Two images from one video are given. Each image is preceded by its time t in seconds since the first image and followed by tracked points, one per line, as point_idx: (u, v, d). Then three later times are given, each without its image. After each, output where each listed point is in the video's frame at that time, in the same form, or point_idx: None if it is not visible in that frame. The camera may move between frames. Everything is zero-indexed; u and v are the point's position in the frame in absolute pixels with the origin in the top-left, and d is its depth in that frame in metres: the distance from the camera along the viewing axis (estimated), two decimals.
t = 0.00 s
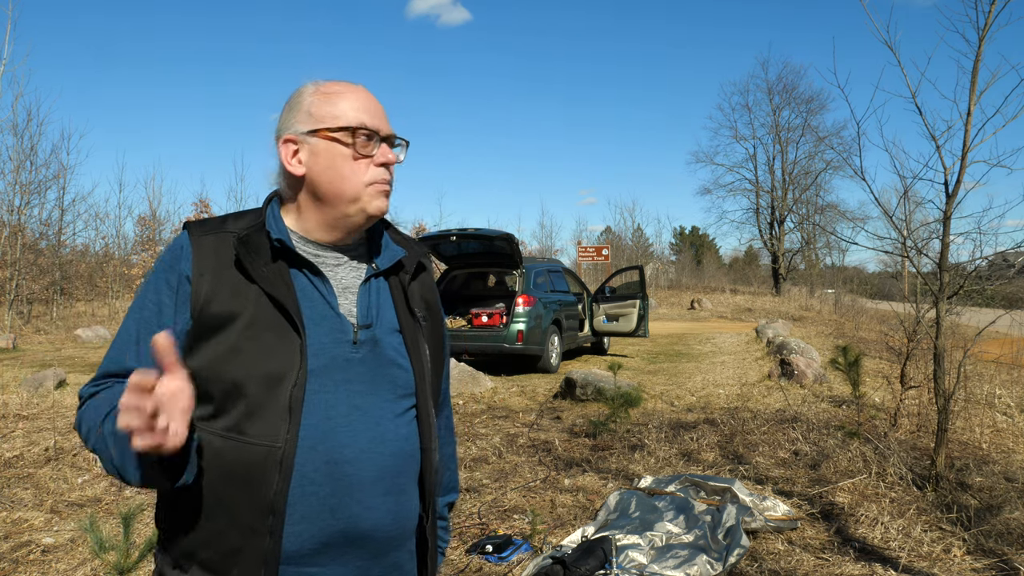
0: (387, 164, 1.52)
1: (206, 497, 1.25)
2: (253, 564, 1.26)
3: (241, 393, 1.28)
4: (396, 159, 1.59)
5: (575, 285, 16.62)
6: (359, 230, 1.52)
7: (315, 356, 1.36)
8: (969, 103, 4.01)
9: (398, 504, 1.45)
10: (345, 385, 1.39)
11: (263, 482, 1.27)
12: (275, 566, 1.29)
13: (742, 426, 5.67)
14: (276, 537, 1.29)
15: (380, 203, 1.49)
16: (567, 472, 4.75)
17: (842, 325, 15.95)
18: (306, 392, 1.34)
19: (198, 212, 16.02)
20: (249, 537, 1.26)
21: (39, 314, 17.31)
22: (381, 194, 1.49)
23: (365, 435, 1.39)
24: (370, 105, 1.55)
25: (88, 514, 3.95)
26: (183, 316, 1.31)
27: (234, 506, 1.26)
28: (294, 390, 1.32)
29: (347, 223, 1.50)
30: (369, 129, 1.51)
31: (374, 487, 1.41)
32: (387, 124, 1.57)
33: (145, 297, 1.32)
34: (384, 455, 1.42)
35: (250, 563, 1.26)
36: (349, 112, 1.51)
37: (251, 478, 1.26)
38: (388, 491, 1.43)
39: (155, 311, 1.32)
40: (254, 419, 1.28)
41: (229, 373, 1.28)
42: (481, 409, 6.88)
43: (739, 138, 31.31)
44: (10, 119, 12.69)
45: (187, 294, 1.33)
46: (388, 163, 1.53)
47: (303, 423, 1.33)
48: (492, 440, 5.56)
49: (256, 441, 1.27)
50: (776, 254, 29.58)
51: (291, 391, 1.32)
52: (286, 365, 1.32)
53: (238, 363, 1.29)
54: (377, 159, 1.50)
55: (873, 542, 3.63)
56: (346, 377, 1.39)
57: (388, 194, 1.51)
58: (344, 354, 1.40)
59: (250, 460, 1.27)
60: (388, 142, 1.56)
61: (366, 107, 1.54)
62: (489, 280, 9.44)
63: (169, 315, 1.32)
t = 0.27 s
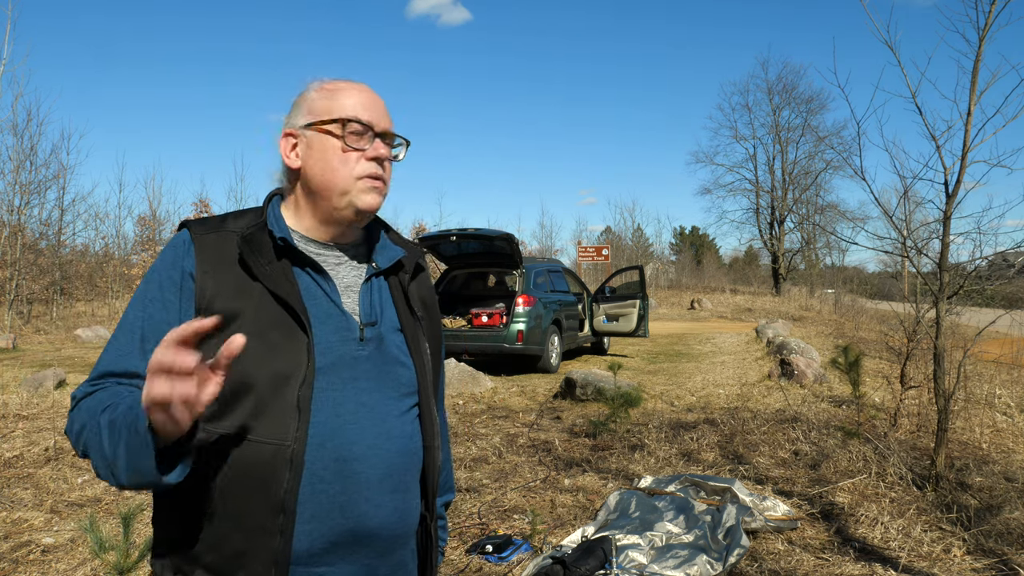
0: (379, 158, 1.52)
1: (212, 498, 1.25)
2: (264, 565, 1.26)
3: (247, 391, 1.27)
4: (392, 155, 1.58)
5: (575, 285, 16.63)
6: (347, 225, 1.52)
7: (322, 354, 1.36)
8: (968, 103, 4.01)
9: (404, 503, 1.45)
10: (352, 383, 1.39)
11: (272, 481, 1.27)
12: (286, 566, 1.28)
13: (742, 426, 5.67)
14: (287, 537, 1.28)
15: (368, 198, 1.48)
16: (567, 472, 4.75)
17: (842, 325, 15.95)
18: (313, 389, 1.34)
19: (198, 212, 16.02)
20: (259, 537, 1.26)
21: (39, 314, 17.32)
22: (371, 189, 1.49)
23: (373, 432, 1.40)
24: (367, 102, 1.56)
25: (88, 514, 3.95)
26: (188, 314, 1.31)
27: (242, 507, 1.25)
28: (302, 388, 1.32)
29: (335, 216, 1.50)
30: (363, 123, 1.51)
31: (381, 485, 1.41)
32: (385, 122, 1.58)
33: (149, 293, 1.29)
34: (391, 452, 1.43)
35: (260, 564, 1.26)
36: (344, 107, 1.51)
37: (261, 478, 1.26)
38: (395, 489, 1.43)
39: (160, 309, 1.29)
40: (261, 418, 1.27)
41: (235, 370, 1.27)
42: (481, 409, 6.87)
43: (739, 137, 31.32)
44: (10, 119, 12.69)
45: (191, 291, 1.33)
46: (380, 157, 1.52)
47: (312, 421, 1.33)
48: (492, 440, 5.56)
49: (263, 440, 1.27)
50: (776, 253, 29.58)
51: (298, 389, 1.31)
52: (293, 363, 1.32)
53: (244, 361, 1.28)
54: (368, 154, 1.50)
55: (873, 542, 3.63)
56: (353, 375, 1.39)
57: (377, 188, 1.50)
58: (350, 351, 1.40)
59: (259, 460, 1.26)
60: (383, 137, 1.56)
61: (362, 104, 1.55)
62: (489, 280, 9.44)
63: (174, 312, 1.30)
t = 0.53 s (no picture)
0: (340, 150, 1.50)
1: (210, 494, 1.25)
2: (259, 560, 1.27)
3: (247, 386, 1.28)
4: (370, 152, 1.54)
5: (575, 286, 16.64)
6: (319, 221, 1.51)
7: (322, 350, 1.37)
8: (968, 103, 4.02)
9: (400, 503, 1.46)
10: (352, 381, 1.39)
11: (269, 476, 1.28)
12: (281, 563, 1.29)
13: (742, 426, 5.68)
14: (282, 533, 1.29)
15: (323, 189, 1.45)
16: (567, 472, 4.76)
17: (842, 325, 15.95)
18: (313, 385, 1.35)
19: (198, 212, 16.02)
20: (255, 531, 1.27)
21: (39, 314, 17.32)
22: (327, 180, 1.46)
23: (372, 430, 1.40)
24: (349, 100, 1.57)
25: (88, 514, 3.95)
26: (190, 309, 1.30)
27: (239, 502, 1.26)
28: (300, 384, 1.33)
29: (306, 212, 1.50)
30: (332, 119, 1.54)
31: (378, 484, 1.41)
32: (366, 118, 1.56)
33: (153, 290, 1.27)
34: (388, 451, 1.43)
35: (256, 560, 1.27)
36: (329, 107, 1.55)
37: (259, 472, 1.27)
38: (391, 489, 1.44)
39: (164, 303, 1.27)
40: (260, 413, 1.28)
41: (236, 365, 1.28)
42: (481, 409, 6.88)
43: (739, 137, 31.32)
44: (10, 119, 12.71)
45: (193, 286, 1.31)
46: (342, 151, 1.50)
47: (310, 416, 1.34)
48: (492, 440, 5.56)
49: (261, 434, 1.28)
50: (776, 253, 29.59)
51: (297, 385, 1.32)
52: (292, 359, 1.33)
53: (244, 356, 1.29)
54: (332, 147, 1.49)
55: (873, 542, 3.64)
56: (353, 373, 1.40)
57: (333, 178, 1.46)
58: (350, 348, 1.41)
59: (257, 455, 1.27)
60: (357, 132, 1.54)
61: (348, 104, 1.57)
62: (489, 280, 9.45)
63: (178, 309, 1.28)
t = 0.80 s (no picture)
0: (339, 148, 1.50)
1: (203, 492, 1.25)
2: (249, 560, 1.27)
3: (242, 386, 1.28)
4: (369, 148, 1.54)
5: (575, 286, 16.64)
6: (319, 219, 1.51)
7: (318, 352, 1.36)
8: (969, 103, 4.02)
9: (394, 507, 1.45)
10: (348, 384, 1.39)
11: (261, 477, 1.27)
12: (270, 564, 1.29)
13: (742, 426, 5.68)
14: (272, 534, 1.29)
15: (319, 185, 1.45)
16: (567, 472, 4.75)
17: (842, 325, 15.95)
18: (309, 388, 1.34)
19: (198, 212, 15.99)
20: (245, 531, 1.27)
21: (39, 315, 17.29)
22: (324, 177, 1.46)
23: (366, 434, 1.40)
24: (349, 98, 1.57)
25: (88, 514, 3.95)
26: (191, 307, 1.30)
27: (231, 501, 1.25)
28: (295, 385, 1.32)
29: (306, 210, 1.50)
30: (331, 117, 1.54)
31: (371, 487, 1.41)
32: (365, 115, 1.56)
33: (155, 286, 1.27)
34: (383, 455, 1.43)
35: (246, 560, 1.27)
36: (329, 105, 1.56)
37: (251, 472, 1.26)
38: (384, 492, 1.43)
39: (165, 300, 1.28)
40: (253, 413, 1.28)
41: (232, 365, 1.27)
42: (480, 409, 6.87)
43: (739, 137, 31.35)
44: (10, 119, 12.71)
45: (194, 284, 1.31)
46: (341, 147, 1.50)
47: (303, 418, 1.33)
48: (492, 440, 5.56)
49: (255, 434, 1.27)
50: (776, 253, 29.59)
51: (292, 386, 1.32)
52: (289, 360, 1.32)
53: (240, 355, 1.28)
54: (330, 144, 1.49)
55: (873, 542, 3.63)
56: (349, 376, 1.39)
57: (331, 175, 1.46)
58: (347, 351, 1.40)
59: (249, 455, 1.26)
60: (356, 129, 1.54)
61: (348, 102, 1.57)
62: (489, 280, 9.44)
63: (178, 306, 1.29)
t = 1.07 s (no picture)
0: (341, 150, 1.49)
1: (205, 493, 1.25)
2: (251, 560, 1.27)
3: (243, 388, 1.27)
4: (369, 148, 1.54)
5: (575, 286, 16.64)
6: (324, 222, 1.51)
7: (318, 354, 1.36)
8: (969, 103, 4.01)
9: (396, 508, 1.45)
10: (349, 385, 1.39)
11: (262, 478, 1.27)
12: (272, 565, 1.29)
13: (742, 426, 5.67)
14: (274, 535, 1.29)
15: (325, 191, 1.45)
16: (566, 472, 4.75)
17: (842, 325, 15.95)
18: (309, 389, 1.34)
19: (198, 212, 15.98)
20: (247, 532, 1.27)
21: (38, 314, 17.29)
22: (329, 182, 1.46)
23: (367, 435, 1.39)
24: (345, 99, 1.57)
25: (87, 514, 3.95)
26: (192, 309, 1.30)
27: (233, 501, 1.25)
28: (296, 387, 1.32)
29: (311, 214, 1.51)
30: (329, 119, 1.53)
31: (372, 488, 1.40)
32: (363, 115, 1.56)
33: (156, 289, 1.29)
34: (384, 456, 1.42)
35: (248, 560, 1.27)
36: (326, 107, 1.55)
37: (252, 474, 1.26)
38: (386, 493, 1.43)
39: (166, 303, 1.29)
40: (255, 415, 1.28)
41: (233, 366, 1.27)
42: (480, 409, 6.87)
43: (739, 137, 31.32)
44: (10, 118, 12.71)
45: (195, 287, 1.32)
46: (342, 149, 1.50)
47: (305, 420, 1.33)
48: (492, 440, 5.55)
49: (256, 436, 1.27)
50: (776, 253, 29.58)
51: (293, 388, 1.32)
52: (290, 362, 1.32)
53: (242, 357, 1.28)
54: (332, 148, 1.49)
55: (873, 542, 3.63)
56: (350, 376, 1.39)
57: (335, 179, 1.46)
58: (347, 352, 1.40)
59: (252, 456, 1.26)
60: (355, 130, 1.54)
61: (344, 102, 1.56)
62: (489, 280, 9.44)
63: (180, 309, 1.30)
